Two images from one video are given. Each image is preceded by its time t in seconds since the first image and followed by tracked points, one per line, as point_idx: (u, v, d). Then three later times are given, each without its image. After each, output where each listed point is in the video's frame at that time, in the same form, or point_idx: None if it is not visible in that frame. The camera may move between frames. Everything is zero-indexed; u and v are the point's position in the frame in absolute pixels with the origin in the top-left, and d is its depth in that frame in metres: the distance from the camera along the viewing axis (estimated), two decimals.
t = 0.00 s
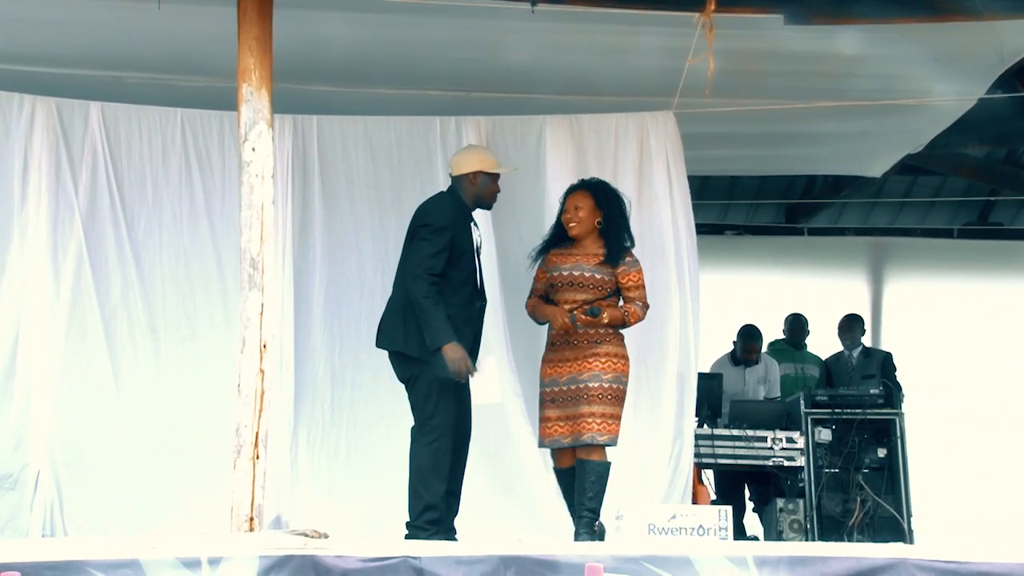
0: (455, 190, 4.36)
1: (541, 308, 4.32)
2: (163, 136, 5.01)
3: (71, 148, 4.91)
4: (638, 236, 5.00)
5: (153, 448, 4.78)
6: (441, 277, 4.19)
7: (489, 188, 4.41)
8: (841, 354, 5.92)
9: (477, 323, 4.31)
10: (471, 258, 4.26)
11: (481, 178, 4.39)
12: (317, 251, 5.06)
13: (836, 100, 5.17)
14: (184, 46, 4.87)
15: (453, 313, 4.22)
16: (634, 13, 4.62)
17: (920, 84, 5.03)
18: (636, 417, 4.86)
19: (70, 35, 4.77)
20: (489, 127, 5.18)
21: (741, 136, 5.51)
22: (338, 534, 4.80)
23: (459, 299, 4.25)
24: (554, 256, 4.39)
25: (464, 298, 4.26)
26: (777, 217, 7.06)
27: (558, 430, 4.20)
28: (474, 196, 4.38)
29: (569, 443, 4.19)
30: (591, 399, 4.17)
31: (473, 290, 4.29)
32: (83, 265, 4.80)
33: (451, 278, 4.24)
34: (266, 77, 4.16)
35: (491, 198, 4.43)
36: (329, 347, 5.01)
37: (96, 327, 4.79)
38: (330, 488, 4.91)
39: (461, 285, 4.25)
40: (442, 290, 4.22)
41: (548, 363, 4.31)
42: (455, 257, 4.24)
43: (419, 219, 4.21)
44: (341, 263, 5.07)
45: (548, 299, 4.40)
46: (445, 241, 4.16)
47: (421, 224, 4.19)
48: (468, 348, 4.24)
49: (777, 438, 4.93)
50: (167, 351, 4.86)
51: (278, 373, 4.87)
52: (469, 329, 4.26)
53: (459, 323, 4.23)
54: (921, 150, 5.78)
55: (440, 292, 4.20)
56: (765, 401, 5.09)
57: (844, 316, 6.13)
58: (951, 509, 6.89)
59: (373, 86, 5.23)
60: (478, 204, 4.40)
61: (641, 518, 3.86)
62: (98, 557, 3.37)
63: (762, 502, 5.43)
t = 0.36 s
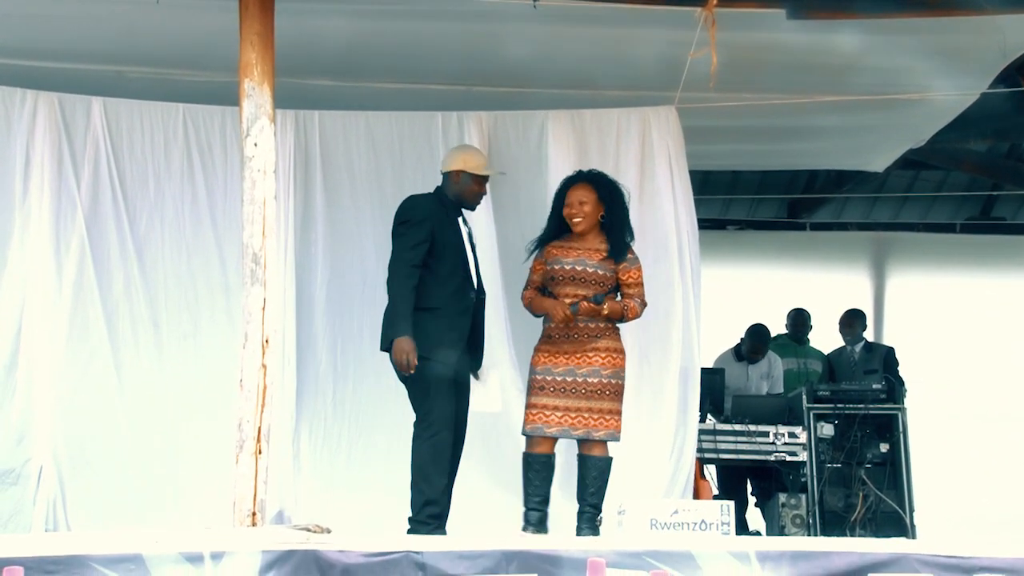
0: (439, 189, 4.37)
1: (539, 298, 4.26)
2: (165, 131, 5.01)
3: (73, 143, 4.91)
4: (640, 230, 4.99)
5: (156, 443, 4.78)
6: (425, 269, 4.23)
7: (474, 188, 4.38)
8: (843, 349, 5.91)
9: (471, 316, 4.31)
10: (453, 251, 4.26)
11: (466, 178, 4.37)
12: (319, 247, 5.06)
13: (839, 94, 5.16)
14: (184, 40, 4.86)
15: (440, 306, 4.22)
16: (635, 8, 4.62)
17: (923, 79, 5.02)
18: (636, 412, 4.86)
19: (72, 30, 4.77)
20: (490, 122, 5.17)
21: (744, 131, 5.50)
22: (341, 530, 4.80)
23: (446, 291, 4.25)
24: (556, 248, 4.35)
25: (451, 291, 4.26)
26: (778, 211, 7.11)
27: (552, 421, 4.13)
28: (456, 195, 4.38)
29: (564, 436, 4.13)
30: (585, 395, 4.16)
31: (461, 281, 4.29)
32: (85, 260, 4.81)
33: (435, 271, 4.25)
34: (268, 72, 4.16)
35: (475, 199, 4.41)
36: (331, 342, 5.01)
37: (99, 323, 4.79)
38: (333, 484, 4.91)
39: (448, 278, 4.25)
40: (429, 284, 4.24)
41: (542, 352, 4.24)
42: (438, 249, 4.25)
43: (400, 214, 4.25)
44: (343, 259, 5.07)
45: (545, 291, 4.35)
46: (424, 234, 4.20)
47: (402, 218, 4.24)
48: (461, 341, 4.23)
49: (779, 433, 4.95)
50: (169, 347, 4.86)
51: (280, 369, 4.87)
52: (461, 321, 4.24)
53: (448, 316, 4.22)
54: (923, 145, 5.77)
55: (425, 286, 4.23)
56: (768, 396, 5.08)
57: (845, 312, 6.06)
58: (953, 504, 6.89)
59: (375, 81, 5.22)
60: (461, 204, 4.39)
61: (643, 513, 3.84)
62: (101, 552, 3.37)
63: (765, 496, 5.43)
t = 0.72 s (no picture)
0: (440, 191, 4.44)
1: (521, 299, 4.14)
2: (168, 127, 5.01)
3: (77, 140, 4.92)
4: (643, 229, 4.99)
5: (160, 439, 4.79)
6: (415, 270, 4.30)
7: (468, 198, 4.37)
8: (847, 345, 5.91)
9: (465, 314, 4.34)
10: (444, 252, 4.33)
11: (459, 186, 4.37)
12: (322, 243, 5.05)
13: (843, 90, 5.16)
14: (186, 35, 4.85)
15: (429, 305, 4.27)
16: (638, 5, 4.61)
17: (926, 75, 5.01)
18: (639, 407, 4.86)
19: (75, 27, 4.77)
20: (494, 118, 5.17)
21: (747, 126, 5.50)
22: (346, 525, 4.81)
23: (436, 291, 4.30)
24: (531, 245, 4.23)
25: (441, 290, 4.31)
26: (783, 208, 6.98)
27: (543, 420, 4.07)
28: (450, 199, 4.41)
29: (555, 434, 4.07)
30: (576, 391, 4.11)
31: (451, 280, 4.33)
32: (89, 257, 4.81)
33: (425, 271, 4.32)
34: (271, 68, 4.15)
35: (470, 208, 4.40)
36: (334, 338, 5.01)
37: (102, 318, 4.79)
38: (336, 479, 4.91)
39: (437, 278, 4.31)
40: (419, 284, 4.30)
41: (528, 352, 4.17)
42: (428, 250, 4.32)
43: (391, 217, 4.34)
44: (346, 255, 5.07)
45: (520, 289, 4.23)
46: (413, 236, 4.28)
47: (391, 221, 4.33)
48: (453, 339, 4.27)
49: (782, 429, 5.00)
50: (172, 343, 4.87)
51: (284, 365, 4.87)
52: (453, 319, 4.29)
53: (438, 315, 4.27)
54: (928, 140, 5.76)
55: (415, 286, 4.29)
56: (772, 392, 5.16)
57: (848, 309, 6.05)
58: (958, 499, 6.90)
59: (378, 77, 5.22)
60: (456, 209, 4.42)
61: (646, 510, 3.85)
62: (105, 548, 3.37)
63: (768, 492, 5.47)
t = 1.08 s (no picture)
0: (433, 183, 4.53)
1: (510, 307, 4.13)
2: (178, 122, 5.02)
3: (87, 135, 4.94)
4: (652, 221, 4.98)
5: (171, 433, 4.81)
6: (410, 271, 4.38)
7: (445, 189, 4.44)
8: (858, 338, 5.90)
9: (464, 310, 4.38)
10: (437, 251, 4.40)
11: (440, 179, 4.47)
12: (332, 236, 5.06)
13: (853, 81, 5.13)
14: (196, 29, 4.85)
15: (427, 304, 4.34)
16: None
17: (938, 65, 4.98)
18: (651, 400, 4.86)
19: (85, 23, 4.79)
20: (502, 111, 5.16)
21: (757, 118, 5.48)
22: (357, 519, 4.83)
23: (434, 290, 4.36)
24: (514, 251, 4.21)
25: (438, 289, 4.37)
26: (792, 201, 6.99)
27: (538, 406, 4.09)
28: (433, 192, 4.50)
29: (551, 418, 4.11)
30: (568, 375, 4.15)
31: (448, 278, 4.39)
32: (100, 252, 4.83)
33: (422, 271, 4.39)
34: (281, 62, 4.17)
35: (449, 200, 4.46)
36: (344, 332, 5.02)
37: (113, 313, 4.81)
38: (347, 472, 4.92)
39: (433, 277, 4.37)
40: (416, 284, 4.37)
41: (512, 342, 4.15)
42: (423, 250, 4.40)
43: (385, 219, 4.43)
44: (357, 248, 5.08)
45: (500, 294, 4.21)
46: (406, 237, 4.35)
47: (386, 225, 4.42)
48: (452, 337, 4.31)
49: (793, 422, 4.92)
50: (183, 337, 4.88)
51: (295, 358, 4.88)
52: (451, 317, 4.34)
53: (435, 313, 4.33)
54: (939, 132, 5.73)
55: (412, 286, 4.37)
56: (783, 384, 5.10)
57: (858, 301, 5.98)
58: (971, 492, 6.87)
59: (387, 70, 5.21)
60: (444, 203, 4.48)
61: (655, 503, 3.85)
62: (117, 541, 3.39)
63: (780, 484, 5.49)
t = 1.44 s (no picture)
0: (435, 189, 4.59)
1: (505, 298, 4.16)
2: (191, 119, 5.03)
3: (101, 132, 4.94)
4: (665, 215, 4.98)
5: (185, 430, 4.81)
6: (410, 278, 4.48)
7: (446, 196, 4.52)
8: (874, 334, 5.96)
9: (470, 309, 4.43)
10: (433, 254, 4.49)
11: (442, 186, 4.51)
12: (345, 233, 5.06)
13: (865, 78, 5.12)
14: (210, 26, 4.85)
15: (428, 306, 4.41)
16: None
17: (950, 61, 4.97)
18: (666, 394, 4.85)
19: (99, 20, 4.79)
20: (516, 108, 5.16)
21: (770, 114, 5.46)
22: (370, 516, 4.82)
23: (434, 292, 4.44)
24: (515, 244, 4.25)
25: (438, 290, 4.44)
26: (806, 196, 6.89)
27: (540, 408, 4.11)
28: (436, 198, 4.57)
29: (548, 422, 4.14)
30: (567, 381, 4.19)
31: (446, 278, 4.46)
32: (113, 250, 4.84)
33: (421, 274, 4.47)
34: (294, 59, 4.16)
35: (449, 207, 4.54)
36: (357, 328, 5.02)
37: (126, 311, 4.81)
38: (359, 468, 4.92)
39: (432, 279, 4.45)
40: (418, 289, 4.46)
41: (517, 338, 4.17)
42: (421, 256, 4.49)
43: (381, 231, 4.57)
44: (371, 245, 5.08)
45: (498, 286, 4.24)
46: (403, 244, 4.48)
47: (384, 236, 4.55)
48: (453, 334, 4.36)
49: (807, 419, 4.95)
50: (196, 334, 4.88)
51: (308, 355, 4.88)
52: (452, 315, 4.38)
53: (435, 313, 4.40)
54: (951, 128, 5.72)
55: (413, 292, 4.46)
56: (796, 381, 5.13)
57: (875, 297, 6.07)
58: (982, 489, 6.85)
59: (400, 66, 5.21)
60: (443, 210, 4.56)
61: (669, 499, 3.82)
62: (131, 538, 3.39)
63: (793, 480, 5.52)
